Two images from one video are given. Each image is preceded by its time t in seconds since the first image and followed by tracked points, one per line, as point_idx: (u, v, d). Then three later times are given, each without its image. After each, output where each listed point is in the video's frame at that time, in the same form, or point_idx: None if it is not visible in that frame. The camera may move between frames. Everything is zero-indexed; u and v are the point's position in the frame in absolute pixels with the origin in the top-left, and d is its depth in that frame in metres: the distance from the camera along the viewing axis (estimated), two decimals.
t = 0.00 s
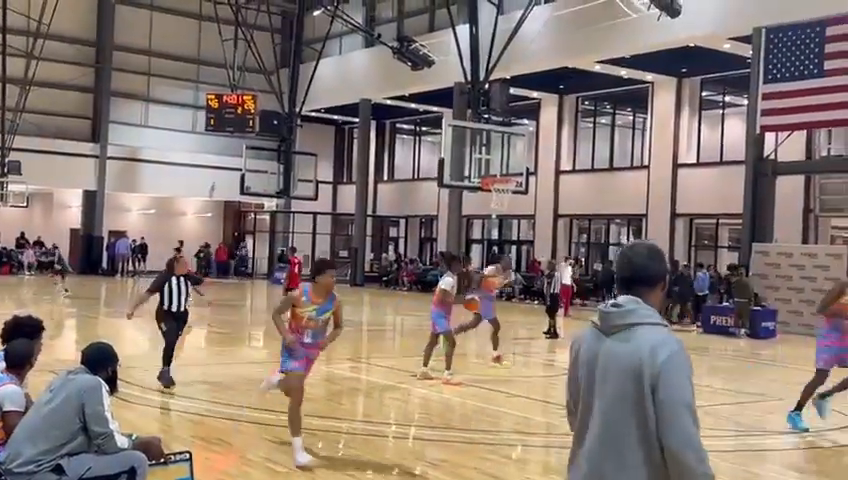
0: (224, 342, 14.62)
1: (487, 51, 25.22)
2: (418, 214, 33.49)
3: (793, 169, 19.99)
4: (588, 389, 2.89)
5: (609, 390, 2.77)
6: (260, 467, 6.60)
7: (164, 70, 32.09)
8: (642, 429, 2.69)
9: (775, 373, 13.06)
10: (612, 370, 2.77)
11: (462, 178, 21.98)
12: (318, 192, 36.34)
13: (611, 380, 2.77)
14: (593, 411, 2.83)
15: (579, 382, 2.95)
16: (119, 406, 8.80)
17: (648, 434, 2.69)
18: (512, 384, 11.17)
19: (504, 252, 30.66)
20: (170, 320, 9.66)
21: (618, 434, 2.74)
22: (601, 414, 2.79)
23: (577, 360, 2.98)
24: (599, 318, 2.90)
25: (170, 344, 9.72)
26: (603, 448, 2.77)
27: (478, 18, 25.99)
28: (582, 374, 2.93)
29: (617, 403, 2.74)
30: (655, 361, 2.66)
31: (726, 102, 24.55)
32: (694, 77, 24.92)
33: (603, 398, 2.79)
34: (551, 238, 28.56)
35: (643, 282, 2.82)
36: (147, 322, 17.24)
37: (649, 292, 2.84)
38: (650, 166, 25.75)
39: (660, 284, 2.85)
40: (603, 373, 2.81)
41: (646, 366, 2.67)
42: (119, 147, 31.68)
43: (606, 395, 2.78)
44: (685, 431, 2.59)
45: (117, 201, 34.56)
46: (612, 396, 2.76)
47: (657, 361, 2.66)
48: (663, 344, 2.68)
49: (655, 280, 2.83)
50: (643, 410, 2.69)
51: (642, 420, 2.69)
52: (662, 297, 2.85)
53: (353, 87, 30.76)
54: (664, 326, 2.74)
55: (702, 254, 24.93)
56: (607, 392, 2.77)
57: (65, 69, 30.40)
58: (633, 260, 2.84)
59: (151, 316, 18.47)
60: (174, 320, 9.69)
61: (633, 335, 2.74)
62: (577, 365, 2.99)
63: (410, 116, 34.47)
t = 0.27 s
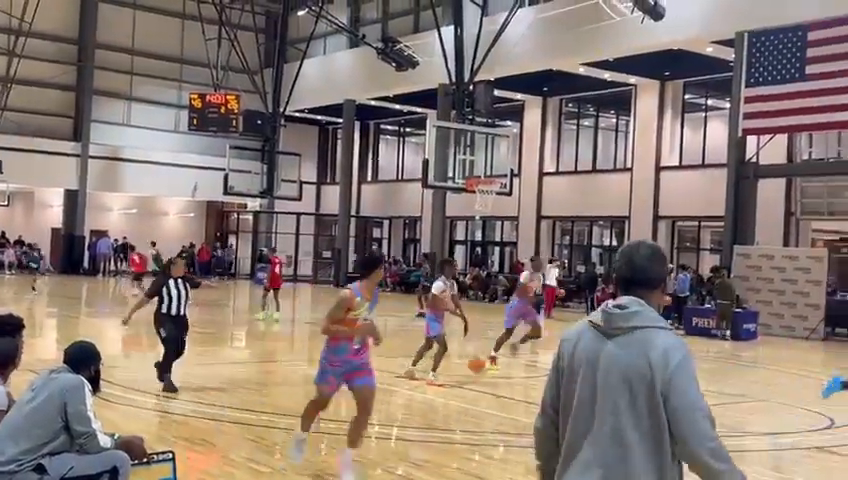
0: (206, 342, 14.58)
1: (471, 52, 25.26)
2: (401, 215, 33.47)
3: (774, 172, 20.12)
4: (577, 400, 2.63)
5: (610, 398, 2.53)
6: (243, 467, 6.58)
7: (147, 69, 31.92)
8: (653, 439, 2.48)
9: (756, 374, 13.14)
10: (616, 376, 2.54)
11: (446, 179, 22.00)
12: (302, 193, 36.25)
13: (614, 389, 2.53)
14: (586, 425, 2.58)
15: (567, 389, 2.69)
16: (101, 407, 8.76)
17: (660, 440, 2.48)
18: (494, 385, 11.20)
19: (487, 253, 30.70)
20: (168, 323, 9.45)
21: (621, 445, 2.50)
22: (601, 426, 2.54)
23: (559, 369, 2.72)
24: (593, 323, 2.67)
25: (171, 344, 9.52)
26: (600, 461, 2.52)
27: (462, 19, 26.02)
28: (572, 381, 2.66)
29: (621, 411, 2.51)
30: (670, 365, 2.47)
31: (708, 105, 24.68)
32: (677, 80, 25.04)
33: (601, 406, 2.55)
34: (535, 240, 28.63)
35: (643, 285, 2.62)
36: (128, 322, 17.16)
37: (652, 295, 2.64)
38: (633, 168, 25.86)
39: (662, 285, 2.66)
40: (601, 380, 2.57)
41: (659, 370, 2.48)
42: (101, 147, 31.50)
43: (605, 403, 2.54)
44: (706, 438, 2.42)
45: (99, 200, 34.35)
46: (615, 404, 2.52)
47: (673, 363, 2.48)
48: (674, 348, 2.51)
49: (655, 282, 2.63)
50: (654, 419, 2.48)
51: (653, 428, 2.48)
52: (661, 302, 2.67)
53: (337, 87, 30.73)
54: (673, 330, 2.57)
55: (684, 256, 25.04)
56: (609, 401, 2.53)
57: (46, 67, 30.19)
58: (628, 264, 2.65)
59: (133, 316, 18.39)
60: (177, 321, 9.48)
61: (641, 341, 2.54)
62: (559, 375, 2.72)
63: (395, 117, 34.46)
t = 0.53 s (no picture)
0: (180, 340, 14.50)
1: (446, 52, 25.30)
2: (376, 214, 33.43)
3: (746, 173, 20.30)
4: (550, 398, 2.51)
5: (586, 396, 2.42)
6: (215, 465, 6.55)
7: (120, 65, 31.66)
8: (632, 434, 2.38)
9: (727, 373, 13.26)
10: (593, 373, 2.43)
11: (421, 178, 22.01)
12: (276, 191, 36.11)
13: (590, 385, 2.42)
14: (560, 422, 2.46)
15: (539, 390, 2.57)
16: (72, 404, 8.69)
17: (641, 437, 2.39)
18: (468, 383, 11.21)
19: (462, 253, 30.74)
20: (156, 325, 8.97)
21: (601, 444, 2.39)
22: (576, 423, 2.43)
23: (530, 367, 2.61)
24: (565, 319, 2.56)
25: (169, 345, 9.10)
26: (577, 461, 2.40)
27: (438, 18, 26.04)
28: (545, 381, 2.54)
29: (597, 408, 2.40)
30: (648, 360, 2.38)
31: (681, 106, 24.84)
32: (650, 81, 25.20)
33: (577, 405, 2.44)
34: (509, 239, 28.71)
35: (616, 280, 2.52)
36: (101, 320, 17.03)
37: (625, 292, 2.54)
38: (606, 168, 26.00)
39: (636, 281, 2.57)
40: (575, 379, 2.46)
41: (637, 365, 2.38)
42: (72, 143, 31.21)
43: (581, 402, 2.43)
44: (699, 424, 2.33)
45: (70, 197, 34.03)
46: (591, 400, 2.41)
47: (655, 358, 2.39)
48: (652, 341, 2.42)
49: (627, 278, 2.53)
50: (634, 415, 2.38)
51: (634, 426, 2.38)
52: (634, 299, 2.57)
53: (312, 85, 30.66)
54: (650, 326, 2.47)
55: (656, 256, 25.20)
56: (586, 398, 2.42)
57: (17, 63, 29.88)
58: (600, 259, 2.54)
59: (105, 314, 18.25)
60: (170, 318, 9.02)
61: (618, 337, 2.44)
62: (530, 374, 2.61)
63: (370, 115, 34.44)
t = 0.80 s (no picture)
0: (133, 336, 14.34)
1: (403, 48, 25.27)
2: (333, 210, 33.31)
3: (698, 171, 20.59)
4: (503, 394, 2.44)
5: (537, 385, 2.35)
6: (166, 462, 6.48)
7: (72, 57, 31.13)
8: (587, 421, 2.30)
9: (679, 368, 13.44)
10: (541, 361, 2.36)
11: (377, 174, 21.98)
12: (231, 187, 35.82)
13: (538, 379, 2.35)
14: (514, 422, 2.38)
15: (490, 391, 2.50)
16: (20, 401, 8.54)
17: (595, 423, 2.30)
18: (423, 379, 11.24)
19: (419, 249, 30.77)
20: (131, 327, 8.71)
21: (553, 433, 2.30)
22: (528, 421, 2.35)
23: (482, 366, 2.54)
24: (513, 317, 2.49)
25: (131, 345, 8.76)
26: (531, 454, 2.31)
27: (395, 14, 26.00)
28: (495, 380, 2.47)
29: (548, 398, 2.32)
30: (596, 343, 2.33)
31: (635, 105, 25.02)
32: (605, 80, 25.42)
33: (528, 397, 2.36)
34: (466, 236, 28.81)
35: (559, 273, 2.47)
36: (52, 316, 16.77)
37: (570, 285, 2.48)
38: (562, 166, 26.19)
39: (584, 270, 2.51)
40: (524, 370, 2.39)
41: (586, 349, 2.32)
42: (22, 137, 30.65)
43: (533, 393, 2.36)
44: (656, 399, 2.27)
45: (20, 192, 33.41)
46: (541, 393, 2.34)
47: (601, 341, 2.33)
48: (599, 326, 2.36)
49: (571, 271, 2.47)
50: (586, 402, 2.30)
51: (586, 412, 2.30)
52: (583, 293, 2.50)
53: (268, 80, 30.44)
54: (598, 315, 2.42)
55: (611, 253, 25.47)
56: (536, 390, 2.35)
57: None
58: (543, 254, 2.51)
59: (56, 309, 17.97)
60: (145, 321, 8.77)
61: (564, 325, 2.37)
62: (483, 373, 2.54)
63: (326, 111, 34.30)
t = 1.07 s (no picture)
0: (71, 331, 14.07)
1: (349, 41, 25.16)
2: (277, 204, 33.03)
3: (640, 168, 20.89)
4: (441, 386, 2.55)
5: (472, 377, 2.47)
6: (105, 459, 6.38)
7: (8, 46, 30.34)
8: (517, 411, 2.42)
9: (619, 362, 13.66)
10: (475, 353, 2.47)
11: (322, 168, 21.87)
12: (173, 179, 35.29)
13: (472, 371, 2.47)
14: (450, 412, 2.50)
15: (429, 384, 2.61)
16: None
17: (526, 411, 2.42)
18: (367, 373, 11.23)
19: (364, 244, 30.68)
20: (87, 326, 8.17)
21: (485, 421, 2.42)
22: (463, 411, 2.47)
23: (421, 360, 2.65)
24: (450, 313, 2.60)
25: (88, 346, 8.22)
26: (467, 441, 2.42)
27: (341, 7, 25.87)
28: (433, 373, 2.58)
29: (482, 390, 2.44)
30: (526, 336, 2.45)
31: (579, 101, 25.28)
32: (549, 76, 25.65)
33: (463, 388, 2.48)
34: (411, 231, 28.81)
35: (493, 270, 2.59)
36: None
37: (505, 282, 2.59)
38: (507, 161, 26.34)
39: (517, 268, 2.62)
40: (459, 363, 2.50)
41: (517, 341, 2.44)
42: None
43: (467, 384, 2.47)
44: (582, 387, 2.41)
45: None
46: (475, 384, 2.46)
47: (530, 332, 2.45)
48: (529, 320, 2.49)
49: (506, 269, 2.59)
50: (517, 391, 2.42)
51: (515, 399, 2.42)
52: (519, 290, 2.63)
53: (211, 72, 30.05)
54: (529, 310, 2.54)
55: (555, 248, 25.69)
56: (470, 382, 2.47)
57: None
58: (482, 253, 2.61)
59: None
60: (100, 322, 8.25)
61: (496, 318, 2.49)
62: (422, 367, 2.65)
63: (271, 104, 34.01)
